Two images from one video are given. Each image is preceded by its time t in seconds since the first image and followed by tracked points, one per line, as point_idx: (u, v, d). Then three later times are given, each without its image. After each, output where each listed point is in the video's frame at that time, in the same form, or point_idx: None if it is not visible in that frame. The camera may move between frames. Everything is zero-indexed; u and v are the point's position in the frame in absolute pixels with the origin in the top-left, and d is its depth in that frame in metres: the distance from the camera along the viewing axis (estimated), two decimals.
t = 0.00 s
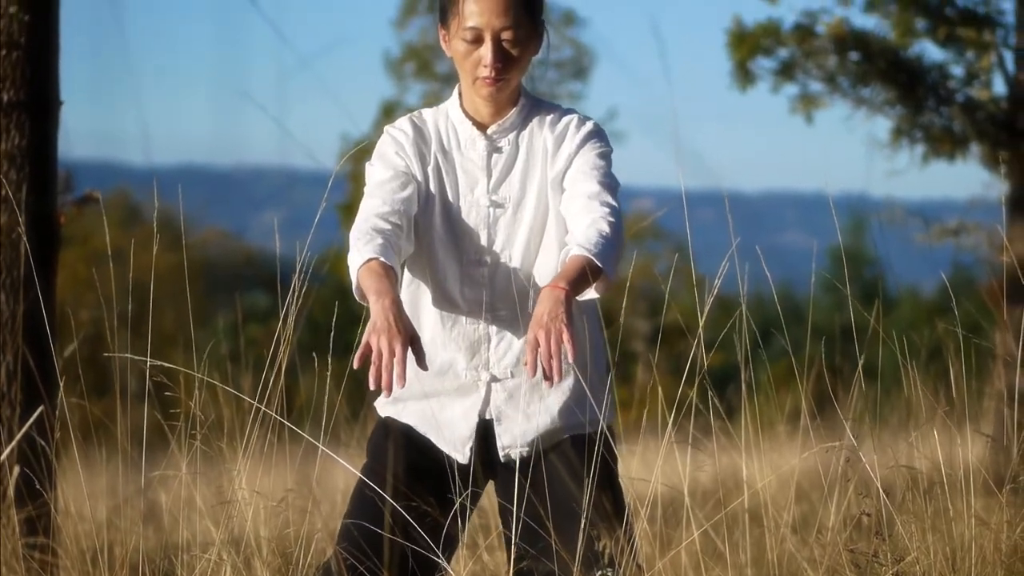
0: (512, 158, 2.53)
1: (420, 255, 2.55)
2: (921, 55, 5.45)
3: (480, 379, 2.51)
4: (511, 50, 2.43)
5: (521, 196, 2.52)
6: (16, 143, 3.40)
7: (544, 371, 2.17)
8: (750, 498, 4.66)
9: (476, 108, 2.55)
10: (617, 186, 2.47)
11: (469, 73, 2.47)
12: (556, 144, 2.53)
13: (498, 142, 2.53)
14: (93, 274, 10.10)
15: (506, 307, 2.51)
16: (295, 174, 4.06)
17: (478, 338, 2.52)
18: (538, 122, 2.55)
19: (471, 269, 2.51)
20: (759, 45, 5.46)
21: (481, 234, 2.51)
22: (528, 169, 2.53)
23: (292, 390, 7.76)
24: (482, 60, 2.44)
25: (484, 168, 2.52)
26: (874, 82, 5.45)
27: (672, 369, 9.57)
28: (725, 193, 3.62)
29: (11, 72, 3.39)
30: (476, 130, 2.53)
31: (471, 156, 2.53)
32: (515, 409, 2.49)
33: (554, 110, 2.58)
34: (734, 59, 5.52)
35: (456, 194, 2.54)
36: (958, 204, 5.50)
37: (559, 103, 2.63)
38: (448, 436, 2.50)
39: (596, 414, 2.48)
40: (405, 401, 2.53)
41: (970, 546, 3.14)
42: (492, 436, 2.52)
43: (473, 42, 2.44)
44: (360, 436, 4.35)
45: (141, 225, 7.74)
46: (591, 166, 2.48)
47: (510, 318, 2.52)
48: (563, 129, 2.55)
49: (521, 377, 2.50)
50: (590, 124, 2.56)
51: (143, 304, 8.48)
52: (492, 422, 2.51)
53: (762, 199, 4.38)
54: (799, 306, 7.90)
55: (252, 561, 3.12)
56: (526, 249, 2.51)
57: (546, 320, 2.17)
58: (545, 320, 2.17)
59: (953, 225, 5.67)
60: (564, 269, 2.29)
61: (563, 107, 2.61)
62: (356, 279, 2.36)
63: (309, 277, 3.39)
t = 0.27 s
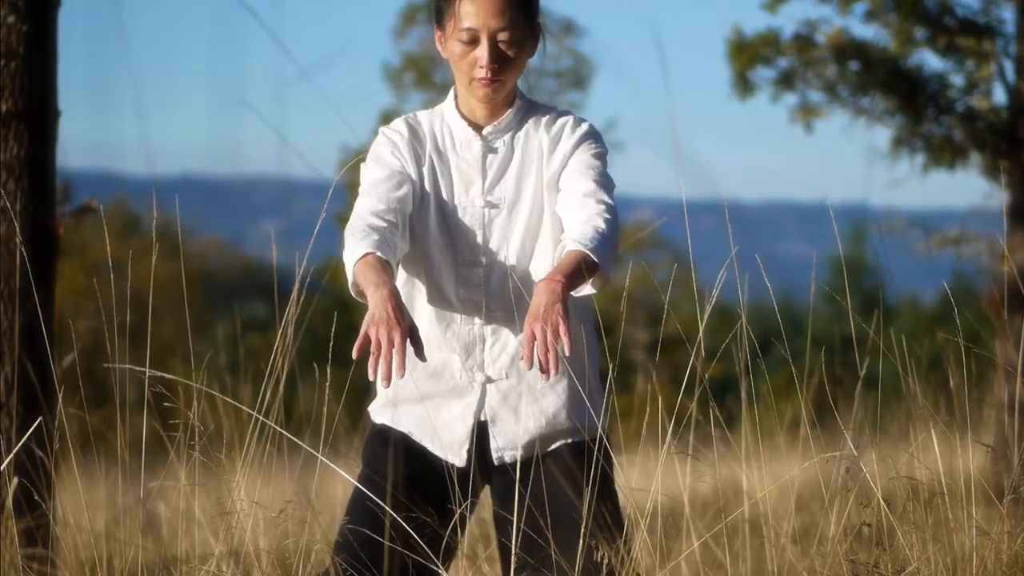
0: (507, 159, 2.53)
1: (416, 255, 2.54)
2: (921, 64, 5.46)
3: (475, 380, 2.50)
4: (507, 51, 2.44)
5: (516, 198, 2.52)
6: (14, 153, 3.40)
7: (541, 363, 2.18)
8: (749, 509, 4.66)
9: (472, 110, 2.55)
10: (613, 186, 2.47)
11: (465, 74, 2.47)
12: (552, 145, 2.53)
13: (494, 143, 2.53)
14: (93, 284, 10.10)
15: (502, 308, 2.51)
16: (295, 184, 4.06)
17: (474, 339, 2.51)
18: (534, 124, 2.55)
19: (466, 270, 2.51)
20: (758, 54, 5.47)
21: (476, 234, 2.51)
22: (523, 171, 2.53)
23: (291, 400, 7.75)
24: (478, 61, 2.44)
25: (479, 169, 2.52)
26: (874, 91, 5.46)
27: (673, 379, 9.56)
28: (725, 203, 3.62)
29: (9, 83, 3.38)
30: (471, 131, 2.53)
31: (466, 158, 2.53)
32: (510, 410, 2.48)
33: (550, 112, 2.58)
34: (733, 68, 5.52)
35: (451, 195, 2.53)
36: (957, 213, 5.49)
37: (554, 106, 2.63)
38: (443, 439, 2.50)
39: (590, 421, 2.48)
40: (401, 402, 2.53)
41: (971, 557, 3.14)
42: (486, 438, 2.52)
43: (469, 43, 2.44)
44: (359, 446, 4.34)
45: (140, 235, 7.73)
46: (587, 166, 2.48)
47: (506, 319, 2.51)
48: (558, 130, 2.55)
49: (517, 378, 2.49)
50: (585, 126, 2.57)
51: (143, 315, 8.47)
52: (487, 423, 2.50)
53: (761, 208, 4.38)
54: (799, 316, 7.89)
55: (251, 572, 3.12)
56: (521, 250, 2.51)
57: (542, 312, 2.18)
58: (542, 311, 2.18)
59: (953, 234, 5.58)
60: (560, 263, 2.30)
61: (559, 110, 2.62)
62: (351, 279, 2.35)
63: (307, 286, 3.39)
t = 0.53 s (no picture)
0: (505, 157, 2.54)
1: (414, 253, 2.56)
2: (922, 70, 5.47)
3: (472, 378, 2.50)
4: (506, 49, 2.45)
5: (514, 196, 2.52)
6: (16, 160, 3.41)
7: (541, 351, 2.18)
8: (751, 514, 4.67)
9: (470, 109, 2.55)
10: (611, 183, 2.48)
11: (464, 72, 2.48)
12: (550, 143, 2.54)
13: (492, 141, 2.54)
14: (95, 291, 10.10)
15: (499, 307, 2.51)
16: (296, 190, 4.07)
17: (471, 337, 2.51)
18: (532, 123, 2.56)
19: (463, 268, 2.51)
20: (759, 60, 5.48)
21: (474, 232, 2.51)
22: (521, 169, 2.54)
23: (292, 406, 7.76)
24: (476, 60, 2.45)
25: (477, 167, 2.52)
26: (875, 98, 5.47)
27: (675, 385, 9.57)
28: (726, 209, 3.62)
29: (11, 90, 3.39)
30: (470, 129, 2.54)
31: (464, 156, 2.54)
32: (507, 409, 2.49)
33: (549, 111, 2.59)
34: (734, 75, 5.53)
35: (450, 194, 2.54)
36: (957, 218, 5.50)
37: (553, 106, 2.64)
38: (441, 437, 2.50)
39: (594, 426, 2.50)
40: (399, 400, 2.53)
41: (973, 562, 3.14)
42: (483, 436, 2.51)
43: (467, 42, 2.45)
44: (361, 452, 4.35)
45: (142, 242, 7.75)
46: (586, 164, 2.48)
47: (504, 317, 2.52)
48: (557, 129, 2.56)
49: (515, 376, 2.50)
50: (584, 125, 2.57)
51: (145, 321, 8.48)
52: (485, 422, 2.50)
53: (763, 215, 4.39)
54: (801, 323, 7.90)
55: None
56: (518, 249, 2.51)
57: (541, 301, 2.18)
58: (542, 299, 2.18)
59: (953, 239, 5.52)
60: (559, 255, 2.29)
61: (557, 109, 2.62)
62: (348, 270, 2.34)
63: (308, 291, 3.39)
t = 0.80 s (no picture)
0: (504, 153, 2.54)
1: (413, 248, 2.55)
2: (924, 75, 5.47)
3: (471, 376, 2.49)
4: (505, 46, 2.46)
5: (513, 193, 2.52)
6: (19, 165, 3.41)
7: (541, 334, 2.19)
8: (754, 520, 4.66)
9: (469, 106, 2.56)
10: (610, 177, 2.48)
11: (463, 69, 2.48)
12: (549, 140, 2.55)
13: (491, 138, 2.54)
14: (98, 296, 10.11)
15: (499, 304, 2.51)
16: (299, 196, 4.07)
17: (470, 334, 2.50)
18: (531, 120, 2.57)
19: (462, 265, 2.51)
20: (762, 65, 5.48)
21: (472, 229, 2.51)
22: (520, 165, 2.54)
23: (295, 411, 7.76)
24: (475, 56, 2.45)
25: (476, 164, 2.53)
26: (878, 102, 5.47)
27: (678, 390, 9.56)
28: (729, 214, 3.62)
29: (14, 95, 3.39)
30: (468, 125, 2.54)
31: (463, 153, 2.54)
32: (506, 406, 2.48)
33: (548, 109, 2.60)
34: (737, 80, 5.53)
35: (448, 192, 2.54)
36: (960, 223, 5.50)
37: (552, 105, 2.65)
38: (440, 435, 2.49)
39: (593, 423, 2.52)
40: (397, 398, 2.52)
41: (976, 567, 3.14)
42: (482, 434, 2.51)
43: (466, 38, 2.46)
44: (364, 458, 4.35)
45: (146, 247, 7.76)
46: (584, 159, 2.49)
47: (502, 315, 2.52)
48: (556, 126, 2.57)
49: (513, 373, 2.49)
50: (582, 122, 2.58)
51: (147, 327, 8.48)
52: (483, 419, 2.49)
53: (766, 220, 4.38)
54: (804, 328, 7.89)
55: None
56: (517, 246, 2.51)
57: (542, 286, 2.19)
58: (543, 284, 2.18)
59: (956, 245, 5.51)
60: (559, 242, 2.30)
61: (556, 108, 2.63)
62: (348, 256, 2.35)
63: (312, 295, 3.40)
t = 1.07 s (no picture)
0: (501, 151, 2.54)
1: (410, 244, 2.54)
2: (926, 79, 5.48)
3: (467, 373, 2.47)
4: (502, 44, 2.46)
5: (510, 190, 2.52)
6: (21, 170, 3.42)
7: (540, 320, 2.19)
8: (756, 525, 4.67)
9: (466, 104, 2.56)
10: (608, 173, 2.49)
11: (460, 67, 2.49)
12: (546, 138, 2.55)
13: (488, 135, 2.54)
14: (100, 302, 10.12)
15: (496, 302, 2.50)
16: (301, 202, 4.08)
17: (466, 332, 2.48)
18: (528, 119, 2.57)
19: (459, 262, 2.50)
20: (764, 70, 5.49)
21: (469, 227, 2.51)
22: (517, 162, 2.54)
23: (297, 416, 7.76)
24: (472, 54, 2.46)
25: (473, 160, 2.52)
26: (879, 107, 5.49)
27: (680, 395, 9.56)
28: (731, 220, 3.63)
29: (15, 101, 3.39)
30: (466, 123, 2.54)
31: (459, 150, 2.54)
32: (503, 403, 2.47)
33: (545, 108, 2.61)
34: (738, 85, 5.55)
35: (445, 189, 2.54)
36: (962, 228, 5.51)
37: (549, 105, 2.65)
38: (437, 433, 2.48)
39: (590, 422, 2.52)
40: (393, 396, 2.51)
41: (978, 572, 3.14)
42: (479, 431, 2.50)
43: (464, 36, 2.46)
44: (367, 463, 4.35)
45: (148, 253, 7.76)
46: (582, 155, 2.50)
47: (499, 312, 2.50)
48: (553, 124, 2.57)
49: (510, 370, 2.48)
50: (580, 120, 2.59)
51: (150, 332, 8.49)
52: (480, 417, 2.49)
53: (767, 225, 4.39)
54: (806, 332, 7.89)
55: None
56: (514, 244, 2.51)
57: (541, 272, 2.19)
58: (542, 270, 2.19)
59: (958, 249, 5.56)
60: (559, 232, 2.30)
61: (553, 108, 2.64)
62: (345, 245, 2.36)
63: (314, 300, 3.41)
